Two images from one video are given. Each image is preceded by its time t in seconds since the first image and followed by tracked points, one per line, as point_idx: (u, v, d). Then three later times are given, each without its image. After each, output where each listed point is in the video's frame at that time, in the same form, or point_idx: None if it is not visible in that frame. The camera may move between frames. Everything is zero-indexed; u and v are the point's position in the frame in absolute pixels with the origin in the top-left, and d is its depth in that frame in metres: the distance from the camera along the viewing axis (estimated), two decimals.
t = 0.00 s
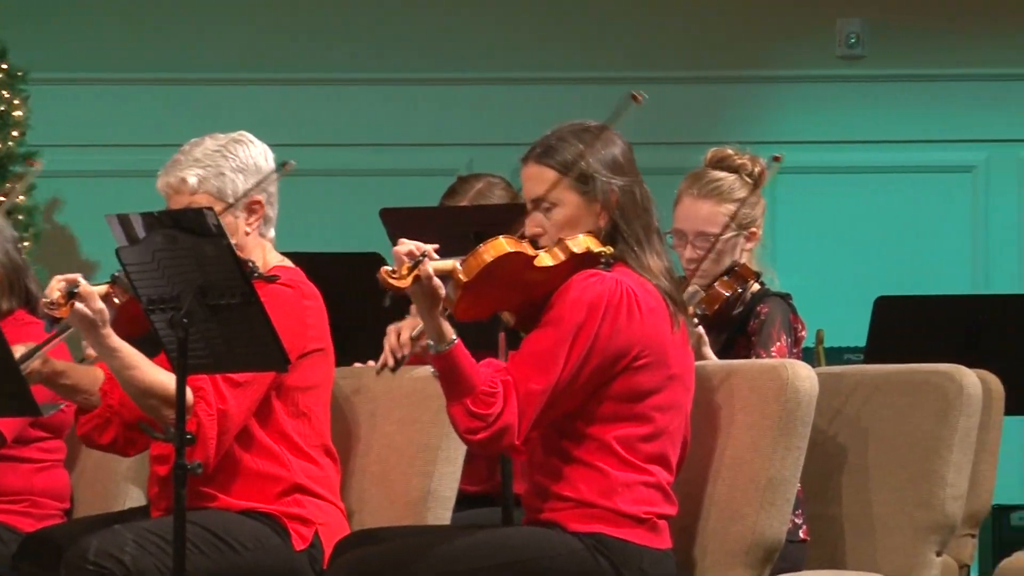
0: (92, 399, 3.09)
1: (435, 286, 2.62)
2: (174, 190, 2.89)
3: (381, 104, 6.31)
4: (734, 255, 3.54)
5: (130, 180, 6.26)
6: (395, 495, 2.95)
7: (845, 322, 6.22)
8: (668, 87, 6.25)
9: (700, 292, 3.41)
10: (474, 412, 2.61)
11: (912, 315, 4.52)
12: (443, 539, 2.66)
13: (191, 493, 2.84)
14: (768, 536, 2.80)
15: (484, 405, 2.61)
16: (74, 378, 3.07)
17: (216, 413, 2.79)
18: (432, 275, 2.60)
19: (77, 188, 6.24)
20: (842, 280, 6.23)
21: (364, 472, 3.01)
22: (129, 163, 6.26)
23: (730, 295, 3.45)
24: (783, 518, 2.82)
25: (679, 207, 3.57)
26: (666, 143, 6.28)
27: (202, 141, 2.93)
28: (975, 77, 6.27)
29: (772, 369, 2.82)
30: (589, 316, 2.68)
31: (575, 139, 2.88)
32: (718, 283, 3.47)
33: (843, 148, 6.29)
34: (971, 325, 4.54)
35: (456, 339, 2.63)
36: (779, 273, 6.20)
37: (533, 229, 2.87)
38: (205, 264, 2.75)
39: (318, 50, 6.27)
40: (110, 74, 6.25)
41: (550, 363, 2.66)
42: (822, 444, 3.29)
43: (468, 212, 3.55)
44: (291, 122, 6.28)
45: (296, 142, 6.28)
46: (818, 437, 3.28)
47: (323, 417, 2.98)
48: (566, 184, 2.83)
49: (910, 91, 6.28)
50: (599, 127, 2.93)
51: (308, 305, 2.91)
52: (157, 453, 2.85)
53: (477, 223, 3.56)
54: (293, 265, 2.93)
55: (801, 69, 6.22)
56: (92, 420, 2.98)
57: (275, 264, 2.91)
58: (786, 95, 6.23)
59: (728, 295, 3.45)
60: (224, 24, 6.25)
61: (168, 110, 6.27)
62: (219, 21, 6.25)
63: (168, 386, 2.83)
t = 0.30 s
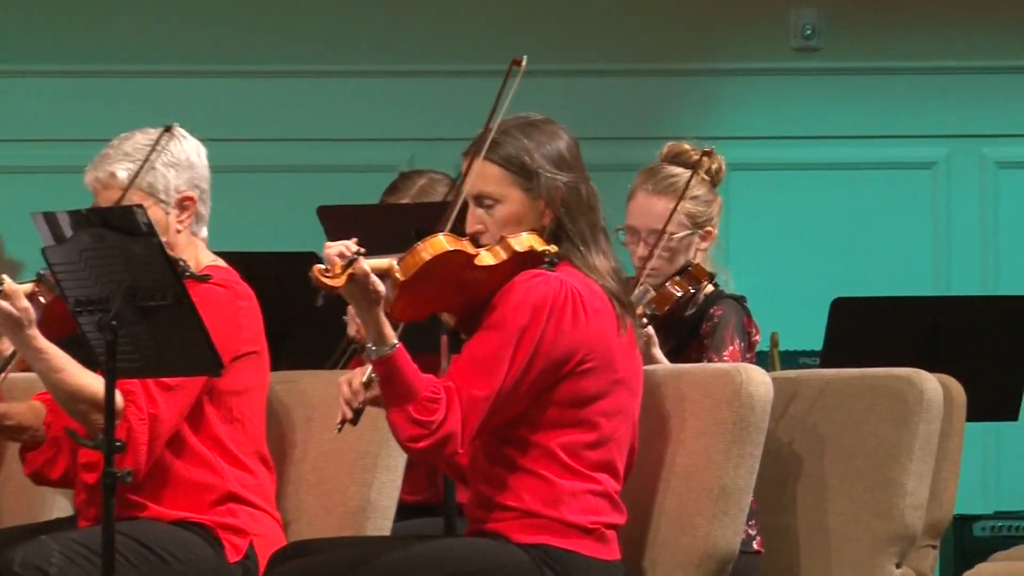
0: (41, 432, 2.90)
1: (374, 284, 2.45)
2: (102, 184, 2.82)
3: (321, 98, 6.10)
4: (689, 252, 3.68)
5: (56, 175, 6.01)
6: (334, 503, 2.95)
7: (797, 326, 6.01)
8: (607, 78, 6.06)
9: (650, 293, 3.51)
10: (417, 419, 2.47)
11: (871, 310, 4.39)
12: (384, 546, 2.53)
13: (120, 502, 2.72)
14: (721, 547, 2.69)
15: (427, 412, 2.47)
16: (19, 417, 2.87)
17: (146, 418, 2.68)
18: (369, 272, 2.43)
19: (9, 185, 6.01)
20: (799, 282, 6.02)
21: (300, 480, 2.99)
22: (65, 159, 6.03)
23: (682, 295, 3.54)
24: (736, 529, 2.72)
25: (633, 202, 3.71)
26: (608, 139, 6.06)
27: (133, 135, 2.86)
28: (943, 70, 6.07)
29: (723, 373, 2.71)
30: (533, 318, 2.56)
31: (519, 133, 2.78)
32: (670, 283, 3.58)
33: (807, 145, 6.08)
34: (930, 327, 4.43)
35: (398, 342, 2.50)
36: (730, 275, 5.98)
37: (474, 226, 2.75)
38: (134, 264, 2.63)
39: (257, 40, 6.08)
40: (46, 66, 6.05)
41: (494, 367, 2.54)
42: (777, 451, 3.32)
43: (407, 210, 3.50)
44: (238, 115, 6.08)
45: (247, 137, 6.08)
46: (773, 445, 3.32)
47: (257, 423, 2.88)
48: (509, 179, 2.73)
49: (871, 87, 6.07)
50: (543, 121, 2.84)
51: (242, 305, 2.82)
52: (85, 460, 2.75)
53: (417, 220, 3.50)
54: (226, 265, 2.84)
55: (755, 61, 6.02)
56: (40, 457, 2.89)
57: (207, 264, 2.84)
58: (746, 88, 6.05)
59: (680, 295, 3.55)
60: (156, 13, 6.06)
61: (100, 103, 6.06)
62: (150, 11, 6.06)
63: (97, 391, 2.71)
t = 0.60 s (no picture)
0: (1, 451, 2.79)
1: (343, 287, 2.27)
2: (61, 180, 2.71)
3: (297, 92, 5.97)
4: (677, 253, 3.60)
5: (25, 172, 5.91)
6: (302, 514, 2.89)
7: (786, 327, 5.88)
8: (586, 68, 5.93)
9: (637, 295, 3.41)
10: (392, 427, 2.32)
11: (864, 313, 4.29)
12: (357, 558, 2.40)
13: (78, 514, 2.59)
14: (708, 560, 2.58)
15: (402, 419, 2.32)
16: None
17: (107, 425, 2.55)
18: (339, 273, 2.25)
19: None
20: (790, 281, 5.89)
21: (267, 490, 2.93)
22: (37, 155, 5.93)
23: (669, 298, 3.44)
24: (724, 542, 2.60)
25: (621, 197, 3.59)
26: (587, 133, 5.94)
27: (95, 129, 2.75)
28: (936, 61, 5.95)
29: (711, 379, 2.60)
30: (511, 320, 2.43)
31: (497, 127, 2.66)
32: (657, 283, 3.48)
33: (798, 140, 5.97)
34: (928, 329, 4.32)
35: (371, 347, 2.34)
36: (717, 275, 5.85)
37: (448, 223, 2.63)
38: (94, 265, 2.48)
39: (232, 31, 5.95)
40: (19, 57, 5.91)
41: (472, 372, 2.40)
42: (767, 461, 3.22)
43: (382, 208, 3.40)
44: (216, 109, 5.97)
45: (225, 132, 5.96)
46: (764, 454, 3.22)
47: (222, 432, 2.77)
48: (486, 174, 2.61)
49: (861, 81, 5.96)
50: (523, 114, 2.72)
51: (207, 308, 2.72)
52: (43, 468, 2.65)
53: (392, 219, 3.40)
54: (190, 266, 2.75)
55: (738, 53, 5.90)
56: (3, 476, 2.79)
57: (171, 265, 2.75)
58: (731, 81, 5.93)
59: (667, 298, 3.45)
60: (125, 4, 5.92)
61: (69, 97, 5.93)
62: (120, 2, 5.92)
63: (54, 396, 2.58)
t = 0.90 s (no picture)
0: None
1: (321, 283, 2.15)
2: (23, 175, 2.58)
3: (283, 83, 5.83)
4: (673, 251, 3.47)
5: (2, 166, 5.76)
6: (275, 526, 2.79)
7: (782, 325, 5.76)
8: (576, 61, 5.81)
9: (631, 297, 3.29)
10: (371, 432, 2.19)
11: (862, 314, 4.18)
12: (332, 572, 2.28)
13: (40, 525, 2.47)
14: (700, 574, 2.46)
15: (382, 423, 2.19)
16: None
17: (72, 432, 2.43)
18: (317, 267, 2.13)
19: None
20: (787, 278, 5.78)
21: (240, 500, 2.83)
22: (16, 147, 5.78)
23: (664, 300, 3.34)
24: (717, 555, 2.48)
25: (615, 193, 3.47)
26: (579, 126, 5.81)
27: (60, 122, 2.63)
28: (936, 51, 5.83)
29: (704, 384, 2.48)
30: (497, 321, 2.31)
31: (485, 119, 2.54)
32: (652, 285, 3.36)
33: (796, 133, 5.85)
34: (929, 331, 4.21)
35: (351, 347, 2.22)
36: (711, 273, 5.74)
37: (431, 218, 2.50)
38: (58, 267, 2.33)
39: (216, 21, 5.82)
40: None
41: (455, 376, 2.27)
42: (762, 469, 3.11)
43: (360, 204, 3.31)
44: (199, 100, 5.83)
45: (209, 124, 5.83)
46: (758, 463, 3.10)
47: (194, 441, 2.65)
48: (473, 169, 2.48)
49: (859, 71, 5.84)
50: (512, 107, 2.60)
51: (177, 310, 2.60)
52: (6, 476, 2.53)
53: (371, 217, 3.31)
54: (159, 266, 2.63)
55: (733, 43, 5.78)
56: None
57: (139, 264, 2.62)
58: (726, 72, 5.81)
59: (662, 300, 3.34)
60: None
61: (47, 90, 5.79)
62: None
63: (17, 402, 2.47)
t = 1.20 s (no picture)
0: None
1: (300, 284, 2.01)
2: None
3: (274, 75, 5.70)
4: (668, 252, 3.35)
5: None
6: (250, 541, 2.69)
7: (783, 324, 5.65)
8: (574, 54, 5.68)
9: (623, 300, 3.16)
10: (349, 441, 2.05)
11: (864, 318, 4.07)
12: None
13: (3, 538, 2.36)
14: None
15: (362, 432, 2.05)
16: None
17: (38, 440, 2.30)
18: (295, 267, 1.99)
19: None
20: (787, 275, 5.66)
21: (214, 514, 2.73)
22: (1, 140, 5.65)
23: (658, 304, 3.22)
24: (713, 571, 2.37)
25: (607, 190, 3.36)
26: (576, 120, 5.68)
27: (27, 116, 2.51)
28: (943, 44, 5.69)
29: (699, 392, 2.38)
30: (484, 325, 2.18)
31: (473, 112, 2.42)
32: (645, 287, 3.24)
33: (797, 128, 5.73)
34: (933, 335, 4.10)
35: (330, 352, 2.07)
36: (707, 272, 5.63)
37: (416, 217, 2.37)
38: (19, 266, 2.13)
39: (207, 12, 5.69)
40: None
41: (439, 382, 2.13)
42: (761, 480, 3.01)
43: (338, 203, 3.24)
44: (189, 93, 5.70)
45: (198, 118, 5.70)
46: (756, 473, 3.00)
47: (164, 452, 2.54)
48: (462, 165, 2.36)
49: (863, 64, 5.71)
50: (502, 100, 2.48)
51: (148, 315, 2.48)
52: None
53: (350, 217, 3.24)
54: (129, 268, 2.51)
55: (735, 35, 5.65)
56: None
57: (108, 266, 2.50)
58: (728, 64, 5.68)
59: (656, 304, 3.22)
60: None
61: (33, 81, 5.66)
62: None
63: None
